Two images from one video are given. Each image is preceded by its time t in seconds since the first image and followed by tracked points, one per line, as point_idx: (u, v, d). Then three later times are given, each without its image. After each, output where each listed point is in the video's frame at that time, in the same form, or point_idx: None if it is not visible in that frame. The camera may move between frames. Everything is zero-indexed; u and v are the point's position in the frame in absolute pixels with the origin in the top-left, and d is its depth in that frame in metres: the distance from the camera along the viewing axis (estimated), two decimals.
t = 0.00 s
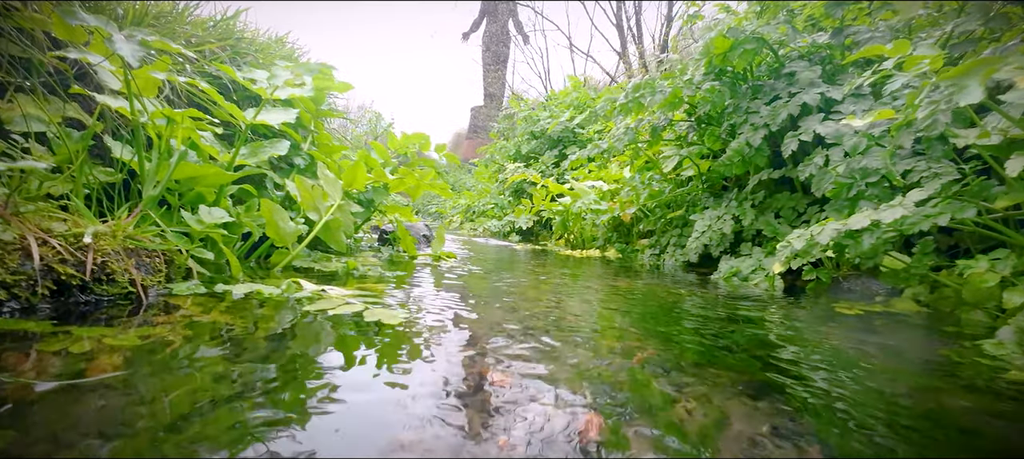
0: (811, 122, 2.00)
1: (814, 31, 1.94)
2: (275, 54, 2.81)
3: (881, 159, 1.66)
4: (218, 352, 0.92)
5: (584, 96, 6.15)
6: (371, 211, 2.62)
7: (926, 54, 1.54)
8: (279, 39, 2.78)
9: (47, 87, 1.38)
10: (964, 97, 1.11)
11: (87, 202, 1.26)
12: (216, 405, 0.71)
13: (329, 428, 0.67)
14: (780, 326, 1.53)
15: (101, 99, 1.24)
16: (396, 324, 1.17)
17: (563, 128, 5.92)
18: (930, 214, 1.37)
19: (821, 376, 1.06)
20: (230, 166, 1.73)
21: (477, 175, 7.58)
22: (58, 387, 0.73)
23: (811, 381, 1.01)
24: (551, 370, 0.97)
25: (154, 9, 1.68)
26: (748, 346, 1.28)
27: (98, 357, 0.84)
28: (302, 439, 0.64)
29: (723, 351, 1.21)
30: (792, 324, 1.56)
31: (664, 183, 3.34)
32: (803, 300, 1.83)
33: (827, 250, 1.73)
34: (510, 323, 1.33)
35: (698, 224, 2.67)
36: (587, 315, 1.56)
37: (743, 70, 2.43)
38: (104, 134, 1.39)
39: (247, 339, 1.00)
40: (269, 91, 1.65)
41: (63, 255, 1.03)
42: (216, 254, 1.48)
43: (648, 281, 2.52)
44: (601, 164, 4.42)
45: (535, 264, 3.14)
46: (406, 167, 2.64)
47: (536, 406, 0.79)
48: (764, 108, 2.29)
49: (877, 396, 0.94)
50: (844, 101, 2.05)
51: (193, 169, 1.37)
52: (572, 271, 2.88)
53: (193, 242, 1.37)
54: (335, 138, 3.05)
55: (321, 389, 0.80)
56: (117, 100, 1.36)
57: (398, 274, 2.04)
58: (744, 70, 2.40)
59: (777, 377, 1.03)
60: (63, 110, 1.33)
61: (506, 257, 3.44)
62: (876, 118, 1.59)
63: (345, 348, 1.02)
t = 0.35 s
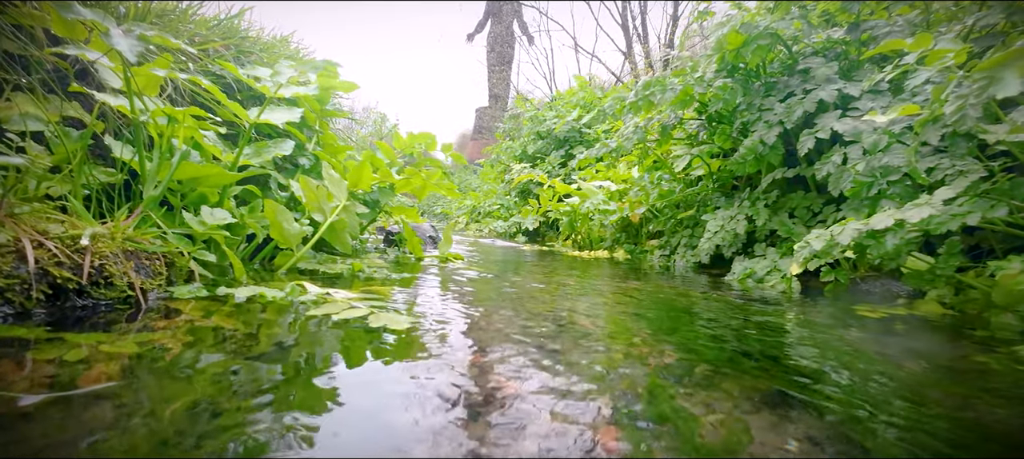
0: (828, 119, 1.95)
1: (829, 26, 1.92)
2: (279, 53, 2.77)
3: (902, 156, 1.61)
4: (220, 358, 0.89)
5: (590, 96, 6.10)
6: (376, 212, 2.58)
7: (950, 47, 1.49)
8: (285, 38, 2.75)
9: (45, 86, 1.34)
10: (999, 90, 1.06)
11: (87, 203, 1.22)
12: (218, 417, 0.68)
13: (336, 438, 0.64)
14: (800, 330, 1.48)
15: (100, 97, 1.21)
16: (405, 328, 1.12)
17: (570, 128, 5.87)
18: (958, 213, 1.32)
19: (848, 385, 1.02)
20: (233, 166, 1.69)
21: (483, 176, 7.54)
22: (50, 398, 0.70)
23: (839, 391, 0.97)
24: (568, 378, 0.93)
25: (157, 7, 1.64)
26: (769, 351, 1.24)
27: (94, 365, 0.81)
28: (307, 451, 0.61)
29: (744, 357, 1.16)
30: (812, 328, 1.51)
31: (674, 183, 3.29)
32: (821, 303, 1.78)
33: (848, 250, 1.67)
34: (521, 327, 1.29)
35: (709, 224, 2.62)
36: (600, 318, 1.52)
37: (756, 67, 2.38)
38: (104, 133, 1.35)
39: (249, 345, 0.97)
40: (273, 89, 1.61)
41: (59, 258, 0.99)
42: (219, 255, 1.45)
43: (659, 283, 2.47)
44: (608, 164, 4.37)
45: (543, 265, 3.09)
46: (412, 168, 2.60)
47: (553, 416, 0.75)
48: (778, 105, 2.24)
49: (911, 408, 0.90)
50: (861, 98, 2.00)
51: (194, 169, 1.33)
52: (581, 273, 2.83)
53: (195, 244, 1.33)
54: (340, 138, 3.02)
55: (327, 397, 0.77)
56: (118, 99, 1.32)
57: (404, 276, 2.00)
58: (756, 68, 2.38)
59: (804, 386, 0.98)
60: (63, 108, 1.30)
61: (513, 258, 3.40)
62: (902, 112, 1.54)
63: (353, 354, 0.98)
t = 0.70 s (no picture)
0: (845, 116, 1.91)
1: (843, 22, 1.87)
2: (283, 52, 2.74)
3: (925, 154, 1.57)
4: (221, 366, 0.85)
5: (595, 95, 6.06)
6: (382, 213, 2.54)
7: (975, 42, 1.44)
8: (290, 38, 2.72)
9: (43, 86, 1.31)
10: None
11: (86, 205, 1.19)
12: (218, 432, 0.64)
13: (343, 451, 0.60)
14: (820, 335, 1.43)
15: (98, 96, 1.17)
16: (413, 334, 1.08)
17: (576, 128, 5.82)
18: (987, 212, 1.27)
19: (878, 394, 0.97)
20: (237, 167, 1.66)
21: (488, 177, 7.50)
22: (42, 411, 0.66)
23: (869, 401, 0.92)
24: (584, 387, 0.89)
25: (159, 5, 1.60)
26: (791, 357, 1.19)
27: (89, 375, 0.77)
28: None
29: (766, 364, 1.11)
30: (833, 332, 1.46)
31: (683, 183, 3.24)
32: (839, 306, 1.74)
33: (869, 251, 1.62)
34: (533, 332, 1.25)
35: (721, 225, 2.57)
36: (612, 322, 1.47)
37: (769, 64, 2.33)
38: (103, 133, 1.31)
39: (252, 352, 0.93)
40: (277, 88, 1.57)
41: (55, 263, 0.96)
42: (222, 259, 1.41)
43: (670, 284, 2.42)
44: (615, 164, 4.32)
45: (551, 267, 3.05)
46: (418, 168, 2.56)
47: (572, 429, 0.71)
48: (792, 102, 2.19)
49: (948, 420, 0.85)
50: (879, 95, 1.95)
51: (196, 169, 1.29)
52: (589, 275, 2.79)
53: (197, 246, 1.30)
54: (345, 139, 2.98)
55: (334, 408, 0.73)
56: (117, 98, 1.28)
57: (411, 278, 1.96)
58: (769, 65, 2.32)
59: (833, 395, 0.93)
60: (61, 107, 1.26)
61: (519, 260, 3.36)
62: (929, 108, 1.50)
63: (360, 361, 0.94)
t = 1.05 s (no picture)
0: (862, 113, 1.85)
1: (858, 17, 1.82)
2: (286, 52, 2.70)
3: (948, 151, 1.54)
4: (219, 375, 0.81)
5: (601, 95, 6.03)
6: (386, 214, 2.51)
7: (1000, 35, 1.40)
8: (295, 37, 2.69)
9: (38, 84, 1.27)
10: None
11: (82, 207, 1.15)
12: (215, 450, 0.59)
13: None
14: (841, 340, 1.38)
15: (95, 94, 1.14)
16: (420, 339, 1.04)
17: (582, 128, 5.77)
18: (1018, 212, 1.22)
19: (911, 403, 0.92)
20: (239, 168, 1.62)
21: (493, 178, 7.46)
22: (29, 425, 0.62)
23: (903, 411, 0.87)
24: (600, 395, 0.85)
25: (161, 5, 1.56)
26: (813, 364, 1.14)
27: (80, 386, 0.73)
28: None
29: (789, 372, 1.06)
30: (854, 337, 1.41)
31: (692, 183, 3.19)
32: (857, 308, 1.69)
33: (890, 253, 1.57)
34: (543, 337, 1.20)
35: (732, 226, 2.52)
36: (625, 325, 1.43)
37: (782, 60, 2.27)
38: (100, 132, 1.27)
39: (251, 359, 0.89)
40: (279, 86, 1.53)
41: (47, 266, 0.92)
42: (223, 261, 1.37)
43: (680, 286, 2.37)
44: (622, 164, 4.27)
45: (558, 269, 3.01)
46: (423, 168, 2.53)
47: (591, 444, 0.66)
48: (807, 99, 2.13)
49: (990, 432, 0.80)
50: (896, 91, 1.90)
51: (196, 169, 1.25)
52: (597, 277, 2.74)
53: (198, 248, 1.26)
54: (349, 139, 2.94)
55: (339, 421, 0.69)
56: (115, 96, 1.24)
57: (416, 280, 1.92)
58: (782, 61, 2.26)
59: (863, 406, 0.89)
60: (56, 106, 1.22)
61: (525, 261, 3.32)
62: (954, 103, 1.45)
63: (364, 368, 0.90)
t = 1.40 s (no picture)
0: (878, 111, 1.82)
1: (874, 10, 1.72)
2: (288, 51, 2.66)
3: (970, 148, 1.49)
4: (215, 385, 0.77)
5: (606, 95, 5.98)
6: (390, 215, 2.47)
7: None
8: (298, 37, 2.66)
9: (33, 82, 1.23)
10: None
11: (76, 208, 1.11)
12: None
13: None
14: (862, 345, 1.33)
15: (88, 91, 1.10)
16: (425, 345, 1.00)
17: (587, 128, 5.73)
18: None
19: (944, 414, 0.87)
20: (239, 168, 1.58)
21: (497, 179, 7.42)
22: (7, 441, 0.58)
23: (937, 424, 0.82)
24: (615, 405, 0.81)
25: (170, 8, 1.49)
26: (836, 371, 1.09)
27: (67, 398, 0.69)
28: None
29: (811, 380, 1.02)
30: (875, 342, 1.36)
31: (699, 183, 3.14)
32: (875, 313, 1.64)
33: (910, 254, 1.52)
34: (553, 341, 1.16)
35: (742, 227, 2.47)
36: (635, 329, 1.39)
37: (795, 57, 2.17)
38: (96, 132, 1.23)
39: (249, 366, 0.84)
40: (280, 84, 1.50)
41: (35, 270, 0.88)
42: (222, 263, 1.34)
43: (689, 288, 2.33)
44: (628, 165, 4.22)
45: (564, 270, 2.96)
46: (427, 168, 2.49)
47: None
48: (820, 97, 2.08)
49: None
50: (913, 88, 1.86)
51: (194, 169, 1.21)
52: (604, 278, 2.69)
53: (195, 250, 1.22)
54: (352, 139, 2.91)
55: (344, 432, 0.65)
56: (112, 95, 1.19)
57: (420, 283, 1.88)
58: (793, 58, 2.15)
59: (890, 416, 0.84)
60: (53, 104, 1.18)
61: (531, 263, 3.27)
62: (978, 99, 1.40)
63: (368, 376, 0.86)
